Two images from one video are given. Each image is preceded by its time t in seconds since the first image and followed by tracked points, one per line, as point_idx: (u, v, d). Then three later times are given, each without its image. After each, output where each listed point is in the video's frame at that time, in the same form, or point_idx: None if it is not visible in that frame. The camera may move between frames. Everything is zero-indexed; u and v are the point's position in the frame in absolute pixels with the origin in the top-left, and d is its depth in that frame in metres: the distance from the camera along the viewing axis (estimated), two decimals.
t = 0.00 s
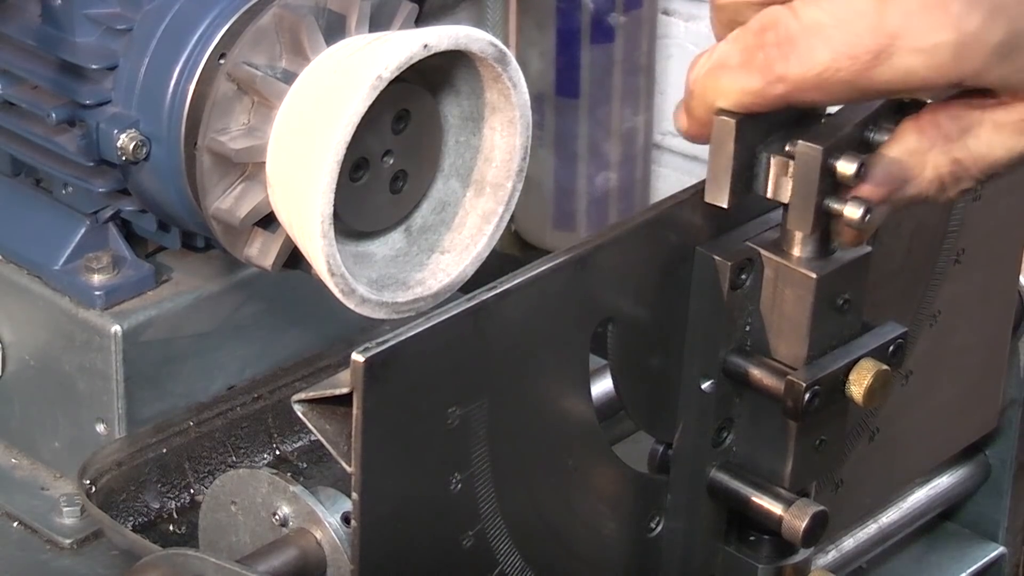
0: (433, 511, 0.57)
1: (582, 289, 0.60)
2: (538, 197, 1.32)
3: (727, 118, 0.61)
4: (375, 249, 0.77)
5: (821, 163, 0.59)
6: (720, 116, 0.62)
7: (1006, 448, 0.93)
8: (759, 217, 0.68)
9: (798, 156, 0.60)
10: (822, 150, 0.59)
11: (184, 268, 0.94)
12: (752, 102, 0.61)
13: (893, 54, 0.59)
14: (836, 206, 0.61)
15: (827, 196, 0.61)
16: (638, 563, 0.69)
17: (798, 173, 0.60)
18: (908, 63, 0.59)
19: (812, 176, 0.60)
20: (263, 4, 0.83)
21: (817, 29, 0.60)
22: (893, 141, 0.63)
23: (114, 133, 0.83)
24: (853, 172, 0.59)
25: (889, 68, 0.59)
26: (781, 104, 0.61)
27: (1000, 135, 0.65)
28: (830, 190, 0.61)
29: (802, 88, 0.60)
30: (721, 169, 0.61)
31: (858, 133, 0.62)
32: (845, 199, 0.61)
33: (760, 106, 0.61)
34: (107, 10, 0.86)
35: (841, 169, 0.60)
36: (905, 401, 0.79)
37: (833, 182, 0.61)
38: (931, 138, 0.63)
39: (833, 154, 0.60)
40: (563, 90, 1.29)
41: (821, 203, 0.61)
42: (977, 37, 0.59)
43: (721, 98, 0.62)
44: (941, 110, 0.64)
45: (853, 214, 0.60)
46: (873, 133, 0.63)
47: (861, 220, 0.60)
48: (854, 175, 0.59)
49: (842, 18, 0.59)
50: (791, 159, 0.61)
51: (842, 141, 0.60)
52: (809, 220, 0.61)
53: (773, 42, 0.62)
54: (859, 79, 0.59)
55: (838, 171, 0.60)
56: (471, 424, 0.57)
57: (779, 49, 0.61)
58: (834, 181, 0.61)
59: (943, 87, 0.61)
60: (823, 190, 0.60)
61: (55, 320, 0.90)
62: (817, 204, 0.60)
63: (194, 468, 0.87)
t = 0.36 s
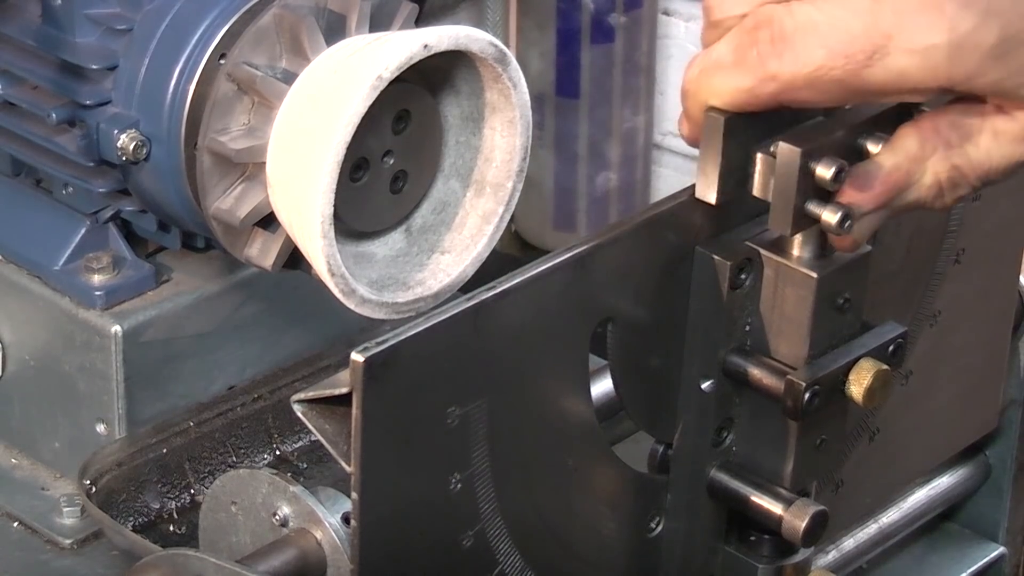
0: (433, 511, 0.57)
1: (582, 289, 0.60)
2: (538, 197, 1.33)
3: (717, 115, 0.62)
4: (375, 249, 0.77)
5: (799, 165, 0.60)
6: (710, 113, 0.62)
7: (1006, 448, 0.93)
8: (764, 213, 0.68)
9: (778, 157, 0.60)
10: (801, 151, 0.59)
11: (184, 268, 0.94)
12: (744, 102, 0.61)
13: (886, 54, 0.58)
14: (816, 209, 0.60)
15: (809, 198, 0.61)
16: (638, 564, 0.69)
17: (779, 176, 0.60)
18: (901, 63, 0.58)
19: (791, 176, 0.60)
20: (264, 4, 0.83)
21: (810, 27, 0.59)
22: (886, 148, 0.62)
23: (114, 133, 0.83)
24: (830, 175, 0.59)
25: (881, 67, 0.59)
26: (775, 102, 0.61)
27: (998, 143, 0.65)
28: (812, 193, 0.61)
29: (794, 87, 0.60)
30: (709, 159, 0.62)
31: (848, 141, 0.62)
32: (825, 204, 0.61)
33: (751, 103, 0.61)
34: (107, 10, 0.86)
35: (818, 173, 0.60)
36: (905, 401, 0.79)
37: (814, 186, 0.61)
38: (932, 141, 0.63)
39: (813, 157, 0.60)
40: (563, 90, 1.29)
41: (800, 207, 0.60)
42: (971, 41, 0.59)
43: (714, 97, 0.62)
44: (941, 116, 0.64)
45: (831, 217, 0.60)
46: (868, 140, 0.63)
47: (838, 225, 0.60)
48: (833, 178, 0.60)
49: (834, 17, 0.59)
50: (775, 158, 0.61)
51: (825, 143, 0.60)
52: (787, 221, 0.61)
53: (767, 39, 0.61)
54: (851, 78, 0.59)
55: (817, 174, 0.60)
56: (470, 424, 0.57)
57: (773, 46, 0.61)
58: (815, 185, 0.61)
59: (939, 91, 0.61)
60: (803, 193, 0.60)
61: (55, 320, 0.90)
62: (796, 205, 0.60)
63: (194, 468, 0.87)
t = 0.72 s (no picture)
0: (433, 511, 0.57)
1: (581, 289, 0.59)
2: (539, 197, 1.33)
3: (715, 115, 0.62)
4: (375, 249, 0.77)
5: (797, 163, 0.59)
6: (709, 112, 0.62)
7: (1006, 448, 0.93)
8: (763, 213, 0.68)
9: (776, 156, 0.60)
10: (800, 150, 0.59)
11: (184, 268, 0.94)
12: (745, 101, 0.61)
13: (890, 69, 0.59)
14: (813, 209, 0.60)
15: (806, 198, 0.61)
16: (638, 564, 0.69)
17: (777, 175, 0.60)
18: (905, 79, 0.59)
19: (789, 175, 0.60)
20: (263, 4, 0.83)
21: (817, 33, 0.60)
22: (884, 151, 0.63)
23: (114, 133, 0.83)
24: (828, 175, 0.59)
25: (884, 82, 0.59)
26: (775, 106, 0.61)
27: (996, 166, 0.68)
28: (810, 193, 0.61)
29: (795, 92, 0.60)
30: (707, 155, 0.62)
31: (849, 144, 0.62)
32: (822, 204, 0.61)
33: (751, 104, 0.61)
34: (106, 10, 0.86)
35: (816, 173, 0.60)
36: (905, 401, 0.79)
37: (812, 186, 0.61)
38: (929, 155, 0.65)
39: (811, 157, 0.60)
40: (563, 90, 1.29)
41: (797, 206, 0.60)
42: (978, 59, 0.60)
43: (715, 95, 0.62)
44: (944, 133, 0.66)
45: (828, 217, 0.60)
46: (864, 139, 0.63)
47: (836, 225, 0.60)
48: (830, 177, 0.60)
49: (842, 26, 0.59)
50: (773, 157, 0.61)
51: (823, 143, 0.60)
52: (784, 220, 0.60)
53: (773, 41, 0.61)
54: (853, 90, 0.59)
55: (815, 174, 0.60)
56: (470, 424, 0.57)
57: (779, 49, 0.61)
58: (813, 185, 0.61)
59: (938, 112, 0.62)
60: (801, 192, 0.60)
61: (55, 321, 0.90)
62: (794, 205, 0.60)
63: (194, 468, 0.87)
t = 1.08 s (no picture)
0: (433, 511, 0.57)
1: (581, 289, 0.59)
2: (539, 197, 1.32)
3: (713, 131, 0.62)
4: (375, 249, 0.77)
5: (797, 181, 0.61)
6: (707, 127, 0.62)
7: (1006, 449, 0.93)
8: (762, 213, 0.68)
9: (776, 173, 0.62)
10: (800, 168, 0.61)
11: (184, 268, 0.94)
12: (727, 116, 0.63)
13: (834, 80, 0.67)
14: (813, 225, 0.63)
15: (805, 214, 0.63)
16: (640, 565, 0.68)
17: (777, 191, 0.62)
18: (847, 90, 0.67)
19: (789, 193, 0.62)
20: (264, 4, 0.83)
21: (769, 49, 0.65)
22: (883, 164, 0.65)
23: (114, 133, 0.83)
24: (827, 192, 0.62)
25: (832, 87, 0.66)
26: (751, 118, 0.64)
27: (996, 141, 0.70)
28: (808, 209, 0.63)
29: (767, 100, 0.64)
30: (707, 165, 0.62)
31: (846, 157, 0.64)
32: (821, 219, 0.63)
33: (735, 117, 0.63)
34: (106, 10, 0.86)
35: (816, 189, 0.62)
36: (905, 402, 0.79)
37: (811, 202, 0.63)
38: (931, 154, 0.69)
39: (811, 174, 0.62)
40: (563, 90, 1.31)
41: (797, 222, 0.62)
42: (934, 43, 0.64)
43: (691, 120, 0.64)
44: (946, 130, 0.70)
45: (828, 234, 0.62)
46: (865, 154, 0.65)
47: (835, 241, 0.62)
48: (829, 195, 0.62)
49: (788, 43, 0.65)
50: (772, 173, 0.63)
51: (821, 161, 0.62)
52: (784, 235, 0.63)
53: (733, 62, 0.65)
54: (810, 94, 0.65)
55: (814, 191, 0.62)
56: (470, 424, 0.57)
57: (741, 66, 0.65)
58: (812, 202, 0.63)
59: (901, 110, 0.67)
60: (801, 208, 0.62)
61: (56, 321, 0.90)
62: (793, 221, 0.62)
63: (194, 468, 0.87)
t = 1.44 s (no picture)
0: (433, 511, 0.57)
1: (581, 289, 0.59)
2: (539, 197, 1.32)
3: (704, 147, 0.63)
4: (375, 249, 0.77)
5: (795, 180, 0.61)
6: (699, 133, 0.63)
7: (1006, 448, 0.93)
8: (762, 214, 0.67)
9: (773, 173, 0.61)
10: (797, 167, 0.61)
11: (184, 268, 0.94)
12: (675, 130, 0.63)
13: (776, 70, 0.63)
14: (810, 224, 0.62)
15: (803, 213, 0.62)
16: (639, 564, 0.68)
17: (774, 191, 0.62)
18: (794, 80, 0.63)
19: (786, 192, 0.61)
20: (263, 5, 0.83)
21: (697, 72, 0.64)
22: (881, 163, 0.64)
23: (114, 133, 0.83)
24: (825, 190, 0.61)
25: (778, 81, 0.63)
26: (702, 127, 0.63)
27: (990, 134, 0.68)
28: (806, 208, 0.62)
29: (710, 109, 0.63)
30: (710, 164, 0.63)
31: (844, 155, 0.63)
32: (819, 218, 0.62)
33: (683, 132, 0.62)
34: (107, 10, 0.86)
35: (812, 188, 0.61)
36: (905, 401, 0.79)
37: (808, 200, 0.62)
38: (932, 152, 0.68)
39: (808, 172, 0.61)
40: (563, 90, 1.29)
41: (794, 221, 0.62)
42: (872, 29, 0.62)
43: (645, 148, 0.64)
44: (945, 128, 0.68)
45: (825, 233, 0.62)
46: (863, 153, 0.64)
47: (833, 240, 0.62)
48: (826, 193, 0.61)
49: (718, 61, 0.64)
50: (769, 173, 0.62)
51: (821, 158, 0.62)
52: (782, 235, 0.62)
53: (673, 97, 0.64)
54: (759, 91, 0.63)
55: (811, 189, 0.62)
56: (470, 424, 0.57)
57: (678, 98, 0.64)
58: (810, 200, 0.62)
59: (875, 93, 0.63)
60: (798, 207, 0.62)
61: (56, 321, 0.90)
62: (790, 220, 0.62)
63: (194, 468, 0.87)
